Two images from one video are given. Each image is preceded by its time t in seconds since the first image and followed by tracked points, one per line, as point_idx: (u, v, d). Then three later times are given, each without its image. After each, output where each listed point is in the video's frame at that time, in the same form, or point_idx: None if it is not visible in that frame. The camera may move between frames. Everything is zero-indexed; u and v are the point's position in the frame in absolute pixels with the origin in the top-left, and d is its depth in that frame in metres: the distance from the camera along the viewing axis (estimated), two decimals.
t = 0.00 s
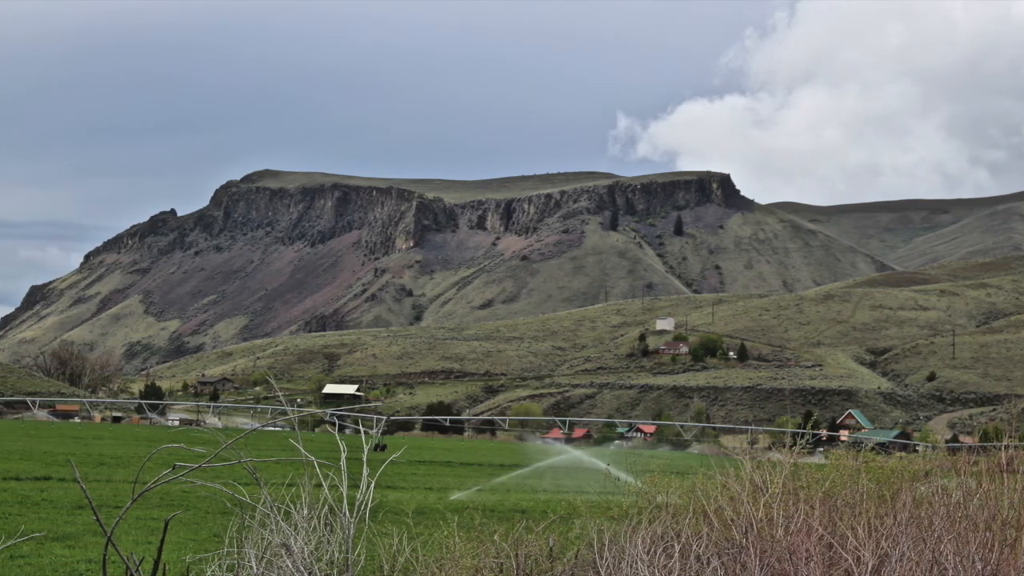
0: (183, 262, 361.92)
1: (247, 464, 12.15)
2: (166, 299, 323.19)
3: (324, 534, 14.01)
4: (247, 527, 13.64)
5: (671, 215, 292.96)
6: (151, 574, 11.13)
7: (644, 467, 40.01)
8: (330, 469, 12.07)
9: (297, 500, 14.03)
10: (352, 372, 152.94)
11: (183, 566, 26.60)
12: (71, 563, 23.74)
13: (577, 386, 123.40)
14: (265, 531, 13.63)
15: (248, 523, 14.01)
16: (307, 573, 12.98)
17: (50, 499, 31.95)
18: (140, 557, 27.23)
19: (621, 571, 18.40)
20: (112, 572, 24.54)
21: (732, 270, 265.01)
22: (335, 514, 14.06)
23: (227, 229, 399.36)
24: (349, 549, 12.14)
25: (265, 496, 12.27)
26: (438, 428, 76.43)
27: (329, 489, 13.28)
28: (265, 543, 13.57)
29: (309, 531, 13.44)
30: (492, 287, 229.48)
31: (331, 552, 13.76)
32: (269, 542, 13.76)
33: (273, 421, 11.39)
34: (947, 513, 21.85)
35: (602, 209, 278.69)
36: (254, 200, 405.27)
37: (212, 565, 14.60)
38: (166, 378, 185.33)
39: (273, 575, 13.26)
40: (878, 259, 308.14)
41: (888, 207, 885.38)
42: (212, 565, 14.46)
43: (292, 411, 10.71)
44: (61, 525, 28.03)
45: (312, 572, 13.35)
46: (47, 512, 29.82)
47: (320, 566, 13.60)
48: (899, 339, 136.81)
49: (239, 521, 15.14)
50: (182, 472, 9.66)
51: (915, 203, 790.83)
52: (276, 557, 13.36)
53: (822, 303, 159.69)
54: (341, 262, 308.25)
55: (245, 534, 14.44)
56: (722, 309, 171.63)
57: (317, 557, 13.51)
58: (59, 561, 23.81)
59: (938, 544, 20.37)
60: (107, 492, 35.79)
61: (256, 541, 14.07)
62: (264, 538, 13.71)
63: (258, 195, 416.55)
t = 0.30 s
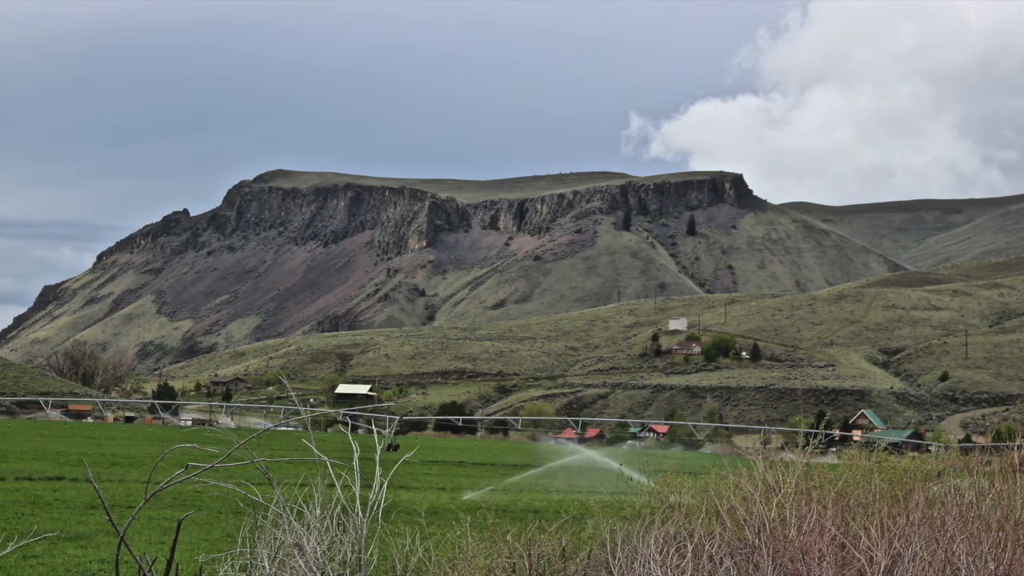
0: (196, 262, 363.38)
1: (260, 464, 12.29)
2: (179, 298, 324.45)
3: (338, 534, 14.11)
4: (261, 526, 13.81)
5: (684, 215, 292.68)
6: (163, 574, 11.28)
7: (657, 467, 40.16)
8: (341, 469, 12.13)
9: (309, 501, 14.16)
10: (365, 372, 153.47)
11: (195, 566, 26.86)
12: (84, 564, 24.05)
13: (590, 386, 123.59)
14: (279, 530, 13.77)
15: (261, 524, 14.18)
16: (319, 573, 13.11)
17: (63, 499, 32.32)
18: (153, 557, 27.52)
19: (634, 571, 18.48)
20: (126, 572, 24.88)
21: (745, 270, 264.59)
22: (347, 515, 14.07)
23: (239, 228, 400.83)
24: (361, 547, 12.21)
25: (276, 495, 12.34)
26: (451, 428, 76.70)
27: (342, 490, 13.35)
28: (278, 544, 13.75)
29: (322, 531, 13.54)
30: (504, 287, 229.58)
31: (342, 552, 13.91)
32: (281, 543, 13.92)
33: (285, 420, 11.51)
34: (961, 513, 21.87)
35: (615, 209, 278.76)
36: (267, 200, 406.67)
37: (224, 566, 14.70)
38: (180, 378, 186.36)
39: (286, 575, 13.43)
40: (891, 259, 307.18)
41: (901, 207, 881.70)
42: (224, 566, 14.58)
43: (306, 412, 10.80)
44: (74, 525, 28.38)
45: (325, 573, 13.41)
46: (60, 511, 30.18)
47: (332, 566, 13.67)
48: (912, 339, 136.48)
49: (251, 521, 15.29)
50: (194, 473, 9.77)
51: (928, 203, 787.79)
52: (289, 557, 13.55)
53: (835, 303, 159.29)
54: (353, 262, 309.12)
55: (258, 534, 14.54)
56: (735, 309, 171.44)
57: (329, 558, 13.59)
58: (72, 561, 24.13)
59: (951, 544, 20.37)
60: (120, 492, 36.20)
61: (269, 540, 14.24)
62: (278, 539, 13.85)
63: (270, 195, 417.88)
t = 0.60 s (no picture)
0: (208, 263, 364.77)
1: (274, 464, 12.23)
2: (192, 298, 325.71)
3: (350, 535, 14.23)
4: (273, 525, 14.00)
5: (696, 215, 292.35)
6: None
7: (670, 468, 40.28)
8: (355, 469, 12.19)
9: (321, 501, 14.30)
10: (378, 373, 153.92)
11: (208, 566, 27.13)
12: (96, 564, 24.34)
13: (603, 386, 123.65)
14: (291, 530, 13.93)
15: (273, 523, 14.38)
16: (331, 573, 13.21)
17: (76, 499, 32.71)
18: (165, 557, 27.84)
19: (647, 571, 18.63)
20: (138, 571, 25.19)
21: (757, 270, 264.18)
22: (359, 514, 14.18)
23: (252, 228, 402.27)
24: (374, 546, 12.31)
25: (291, 495, 12.42)
26: (463, 428, 76.90)
27: (355, 490, 13.40)
28: (291, 544, 13.92)
29: (334, 530, 13.68)
30: (517, 287, 229.69)
31: (356, 551, 14.06)
32: (293, 543, 14.07)
33: (298, 420, 11.56)
34: (974, 513, 21.93)
35: (627, 209, 278.69)
36: (280, 200, 407.86)
37: (237, 565, 14.85)
38: (193, 378, 187.19)
39: (298, 574, 13.57)
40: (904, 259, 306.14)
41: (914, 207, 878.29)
42: (237, 566, 14.73)
43: (318, 412, 10.87)
44: (87, 525, 28.73)
45: (337, 572, 13.54)
46: (73, 511, 30.53)
47: (346, 566, 13.78)
48: (925, 339, 136.10)
49: (263, 520, 15.48)
50: (210, 471, 9.78)
51: (940, 203, 784.73)
52: (301, 557, 13.69)
53: (848, 303, 158.87)
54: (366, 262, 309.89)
55: (271, 535, 14.69)
56: (748, 309, 171.20)
57: (342, 558, 13.69)
58: (85, 561, 24.44)
59: (964, 544, 20.40)
60: (133, 492, 36.57)
61: (282, 541, 14.41)
62: (290, 539, 14.04)
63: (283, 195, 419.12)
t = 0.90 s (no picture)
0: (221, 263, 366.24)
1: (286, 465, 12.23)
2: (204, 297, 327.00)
3: (363, 534, 14.33)
4: (286, 525, 14.15)
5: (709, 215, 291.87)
6: None
7: (682, 467, 40.44)
8: (368, 469, 12.22)
9: (334, 501, 14.44)
10: (391, 372, 154.35)
11: (221, 566, 27.44)
12: (109, 563, 24.67)
13: (615, 386, 123.75)
14: (304, 530, 14.07)
15: (286, 524, 14.55)
16: (345, 572, 13.33)
17: (89, 499, 33.13)
18: (178, 557, 28.20)
19: (660, 570, 18.76)
20: (150, 571, 25.53)
21: (770, 270, 263.64)
22: (371, 515, 14.29)
23: (265, 228, 403.65)
24: (386, 547, 12.41)
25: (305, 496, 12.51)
26: (476, 427, 77.08)
27: (368, 489, 13.44)
28: (304, 544, 14.08)
29: (347, 531, 13.81)
30: (530, 287, 229.75)
31: (370, 552, 14.14)
32: (307, 542, 14.23)
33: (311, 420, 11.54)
34: (985, 514, 22.02)
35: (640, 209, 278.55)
36: (293, 200, 409.07)
37: (250, 566, 15.01)
38: (206, 378, 187.96)
39: (311, 574, 13.68)
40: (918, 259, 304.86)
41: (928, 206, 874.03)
42: (250, 566, 14.91)
43: (330, 411, 10.93)
44: (101, 525, 29.11)
45: (350, 572, 13.66)
46: (87, 511, 30.93)
47: (358, 567, 13.85)
48: (938, 339, 135.64)
49: (277, 521, 15.66)
50: (222, 471, 9.73)
51: (955, 203, 780.90)
52: (314, 557, 13.82)
53: (861, 303, 158.39)
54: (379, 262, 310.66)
55: (284, 535, 14.86)
56: (761, 309, 170.91)
57: (355, 558, 13.76)
58: (97, 561, 24.80)
59: (977, 544, 20.45)
60: (146, 492, 36.94)
61: (295, 540, 14.56)
62: (303, 538, 14.23)
63: (296, 195, 420.50)
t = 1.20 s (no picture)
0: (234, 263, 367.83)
1: (298, 465, 12.23)
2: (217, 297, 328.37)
3: (376, 533, 14.45)
4: (299, 525, 14.32)
5: (722, 215, 291.48)
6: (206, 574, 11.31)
7: (694, 467, 40.55)
8: (381, 469, 12.27)
9: (347, 499, 14.58)
10: (403, 373, 154.80)
11: (233, 566, 27.76)
12: (122, 563, 25.04)
13: (628, 386, 123.83)
14: (318, 529, 14.24)
15: (299, 524, 14.74)
16: (357, 572, 13.49)
17: (102, 499, 33.52)
18: (191, 557, 28.51)
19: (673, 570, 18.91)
20: (163, 570, 25.88)
21: (783, 270, 263.06)
22: (385, 514, 14.40)
23: (278, 229, 405.14)
24: (399, 546, 12.57)
25: (317, 496, 12.60)
26: (489, 428, 77.35)
27: (380, 490, 13.55)
28: (317, 544, 14.23)
29: (360, 530, 13.96)
30: (542, 287, 229.87)
31: (382, 551, 14.19)
32: (320, 541, 14.42)
33: (324, 422, 11.54)
34: (997, 514, 22.11)
35: (653, 209, 278.41)
36: (306, 200, 410.35)
37: (264, 565, 15.21)
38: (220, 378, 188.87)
39: (324, 573, 13.82)
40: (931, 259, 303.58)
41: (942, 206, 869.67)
42: (264, 565, 15.10)
43: (344, 411, 10.97)
44: (113, 525, 29.48)
45: (362, 572, 13.79)
46: (100, 512, 31.34)
47: (371, 565, 13.90)
48: (951, 339, 135.15)
49: (289, 521, 15.81)
50: (239, 469, 9.73)
51: (969, 203, 777.16)
52: (327, 558, 13.95)
53: (874, 302, 157.94)
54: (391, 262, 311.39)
55: (297, 536, 15.03)
56: (774, 309, 170.64)
57: (368, 558, 13.80)
58: (110, 561, 25.15)
59: (990, 543, 20.54)
60: (159, 492, 37.32)
61: (309, 540, 14.73)
62: (315, 539, 14.40)
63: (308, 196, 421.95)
